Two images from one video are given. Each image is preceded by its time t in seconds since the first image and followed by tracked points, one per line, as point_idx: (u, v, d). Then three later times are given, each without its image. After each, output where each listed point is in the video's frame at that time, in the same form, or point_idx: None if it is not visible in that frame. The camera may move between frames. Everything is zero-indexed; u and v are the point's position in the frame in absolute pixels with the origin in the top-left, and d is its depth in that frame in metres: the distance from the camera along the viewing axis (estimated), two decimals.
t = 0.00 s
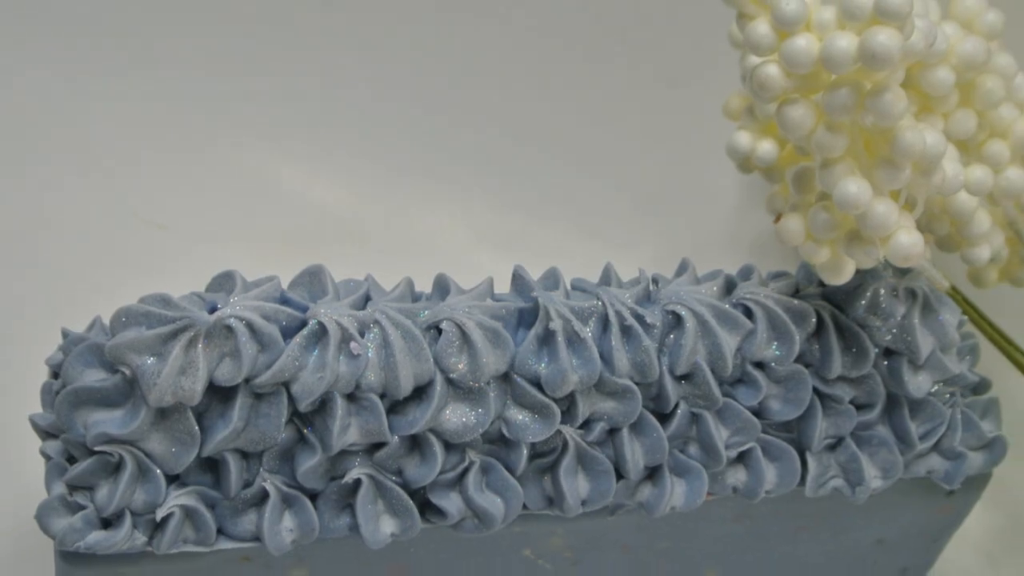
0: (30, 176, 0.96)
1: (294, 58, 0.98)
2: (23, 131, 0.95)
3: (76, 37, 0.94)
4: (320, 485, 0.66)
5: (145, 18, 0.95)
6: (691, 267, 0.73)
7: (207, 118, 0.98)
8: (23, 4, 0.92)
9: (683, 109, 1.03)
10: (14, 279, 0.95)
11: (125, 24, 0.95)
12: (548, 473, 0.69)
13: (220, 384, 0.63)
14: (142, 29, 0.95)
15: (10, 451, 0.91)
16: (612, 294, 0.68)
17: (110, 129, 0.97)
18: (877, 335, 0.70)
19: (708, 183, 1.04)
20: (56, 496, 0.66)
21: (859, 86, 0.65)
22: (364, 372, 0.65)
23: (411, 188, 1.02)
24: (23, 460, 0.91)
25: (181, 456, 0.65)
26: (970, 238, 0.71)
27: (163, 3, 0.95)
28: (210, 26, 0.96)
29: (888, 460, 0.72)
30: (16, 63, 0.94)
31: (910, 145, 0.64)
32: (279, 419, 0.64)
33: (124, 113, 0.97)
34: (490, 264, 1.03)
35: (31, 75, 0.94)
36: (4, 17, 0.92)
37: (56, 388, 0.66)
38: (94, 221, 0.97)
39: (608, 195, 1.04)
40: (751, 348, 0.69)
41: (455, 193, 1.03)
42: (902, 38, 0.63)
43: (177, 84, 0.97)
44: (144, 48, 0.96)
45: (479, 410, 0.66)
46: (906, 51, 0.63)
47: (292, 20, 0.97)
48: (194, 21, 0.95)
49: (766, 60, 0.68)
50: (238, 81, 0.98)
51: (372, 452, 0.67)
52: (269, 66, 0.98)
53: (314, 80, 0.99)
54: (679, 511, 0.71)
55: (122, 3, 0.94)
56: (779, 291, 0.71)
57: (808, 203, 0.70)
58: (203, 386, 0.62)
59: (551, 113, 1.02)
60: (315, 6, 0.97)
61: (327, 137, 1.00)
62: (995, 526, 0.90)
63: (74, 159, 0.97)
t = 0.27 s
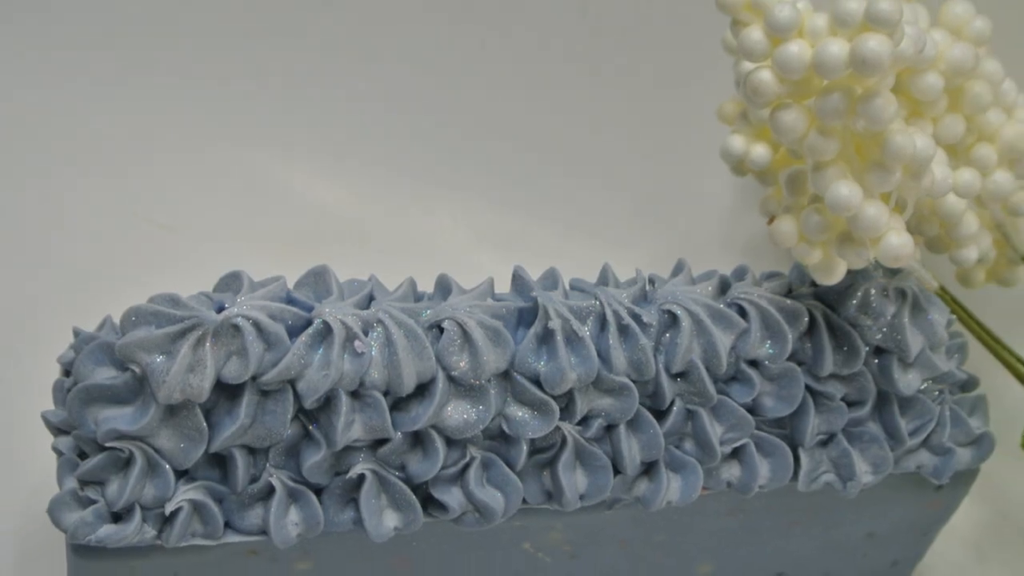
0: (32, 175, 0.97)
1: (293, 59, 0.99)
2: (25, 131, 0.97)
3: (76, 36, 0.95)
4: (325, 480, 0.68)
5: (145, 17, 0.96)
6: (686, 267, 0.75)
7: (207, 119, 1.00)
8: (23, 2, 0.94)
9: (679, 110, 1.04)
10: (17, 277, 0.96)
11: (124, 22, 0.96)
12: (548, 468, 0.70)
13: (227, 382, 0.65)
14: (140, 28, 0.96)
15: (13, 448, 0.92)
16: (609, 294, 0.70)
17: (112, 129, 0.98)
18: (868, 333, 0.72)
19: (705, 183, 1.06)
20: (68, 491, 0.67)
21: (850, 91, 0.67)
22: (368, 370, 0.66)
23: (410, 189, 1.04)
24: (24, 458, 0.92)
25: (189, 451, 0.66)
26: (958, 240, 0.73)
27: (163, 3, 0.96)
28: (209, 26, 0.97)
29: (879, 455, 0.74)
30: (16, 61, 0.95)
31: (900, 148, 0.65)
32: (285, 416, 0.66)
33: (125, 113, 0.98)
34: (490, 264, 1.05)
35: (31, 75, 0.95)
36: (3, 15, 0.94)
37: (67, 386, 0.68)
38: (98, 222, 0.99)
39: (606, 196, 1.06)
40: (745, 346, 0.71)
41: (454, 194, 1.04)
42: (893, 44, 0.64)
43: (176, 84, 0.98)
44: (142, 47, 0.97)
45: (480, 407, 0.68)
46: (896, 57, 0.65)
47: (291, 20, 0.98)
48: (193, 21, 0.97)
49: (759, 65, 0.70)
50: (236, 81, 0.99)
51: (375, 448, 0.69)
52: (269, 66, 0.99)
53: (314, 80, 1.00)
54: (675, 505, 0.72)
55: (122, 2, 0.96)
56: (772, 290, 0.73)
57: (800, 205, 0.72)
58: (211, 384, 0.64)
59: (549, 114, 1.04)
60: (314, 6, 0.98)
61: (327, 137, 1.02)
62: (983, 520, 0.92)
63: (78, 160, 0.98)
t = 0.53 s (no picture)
0: (34, 174, 0.98)
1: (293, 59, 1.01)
2: (29, 131, 0.98)
3: (77, 36, 0.97)
4: (330, 475, 0.70)
5: (145, 17, 0.98)
6: (682, 268, 0.77)
7: (208, 118, 1.01)
8: (23, 2, 0.95)
9: (674, 112, 1.06)
10: (21, 276, 0.97)
11: (125, 23, 0.97)
12: (547, 463, 0.72)
13: (235, 379, 0.67)
14: (141, 28, 0.98)
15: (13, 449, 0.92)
16: (607, 294, 0.72)
17: (114, 128, 1.00)
18: (858, 332, 0.74)
19: (700, 183, 1.07)
20: (79, 485, 0.69)
21: (842, 97, 0.68)
22: (372, 367, 0.68)
23: (409, 188, 1.06)
24: (28, 459, 0.92)
25: (197, 447, 0.68)
26: (947, 241, 0.75)
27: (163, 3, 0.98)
28: (209, 26, 0.99)
29: (869, 451, 0.76)
30: (19, 61, 0.96)
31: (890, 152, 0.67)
32: (291, 412, 0.68)
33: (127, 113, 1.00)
34: (490, 264, 1.07)
35: (32, 74, 0.97)
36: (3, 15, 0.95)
37: (79, 383, 0.70)
38: (103, 222, 1.00)
39: (603, 197, 1.08)
40: (739, 345, 0.72)
41: (453, 194, 1.06)
42: (883, 51, 0.66)
43: (177, 83, 1.00)
44: (143, 47, 0.98)
45: (480, 404, 0.69)
46: (887, 63, 0.67)
47: (292, 21, 1.00)
48: (194, 21, 0.98)
49: (753, 71, 0.72)
50: (236, 81, 1.01)
51: (379, 444, 0.71)
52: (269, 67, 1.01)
53: (314, 81, 1.02)
54: (671, 500, 0.74)
55: (122, 3, 0.97)
56: (765, 290, 0.75)
57: (793, 207, 0.73)
58: (218, 381, 0.66)
59: (546, 116, 1.06)
60: (313, 7, 0.99)
61: (326, 137, 1.03)
62: (971, 515, 0.94)
63: (81, 159, 1.00)
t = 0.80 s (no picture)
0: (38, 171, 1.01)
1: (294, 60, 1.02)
2: (37, 131, 1.01)
3: (82, 37, 0.99)
4: (334, 470, 0.72)
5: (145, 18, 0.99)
6: (677, 268, 0.79)
7: (212, 119, 1.03)
8: (23, 2, 0.97)
9: (671, 113, 1.08)
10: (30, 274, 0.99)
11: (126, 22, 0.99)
12: (546, 459, 0.74)
13: (242, 377, 0.69)
14: (140, 28, 1.00)
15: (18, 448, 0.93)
16: (604, 294, 0.74)
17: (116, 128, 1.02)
18: (849, 331, 0.76)
19: (695, 187, 1.09)
20: (91, 480, 0.71)
21: (833, 102, 0.70)
22: (375, 365, 0.70)
23: (410, 189, 1.08)
24: (35, 457, 0.93)
25: (206, 443, 0.70)
26: (936, 242, 0.77)
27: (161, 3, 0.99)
28: (210, 27, 1.00)
29: (860, 446, 0.78)
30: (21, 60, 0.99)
31: (879, 156, 0.69)
32: (297, 409, 0.70)
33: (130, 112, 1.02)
34: (490, 265, 1.09)
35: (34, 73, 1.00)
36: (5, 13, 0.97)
37: (91, 380, 0.72)
38: (109, 221, 1.02)
39: (601, 198, 1.09)
40: (733, 343, 0.75)
41: (451, 194, 1.08)
42: (873, 57, 0.68)
43: (178, 83, 1.02)
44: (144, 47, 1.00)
45: (481, 401, 0.71)
46: (876, 69, 0.69)
47: (293, 22, 1.01)
48: (194, 22, 1.00)
49: (747, 77, 0.74)
50: (238, 81, 1.02)
51: (383, 440, 0.72)
52: (270, 67, 1.02)
53: (315, 82, 1.03)
54: (667, 494, 0.76)
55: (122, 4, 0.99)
56: (758, 290, 0.77)
57: (786, 209, 0.75)
58: (226, 379, 0.68)
59: (545, 117, 1.07)
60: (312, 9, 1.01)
61: (327, 138, 1.05)
62: (959, 509, 0.96)
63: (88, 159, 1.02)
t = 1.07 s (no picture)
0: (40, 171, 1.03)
1: (297, 60, 1.05)
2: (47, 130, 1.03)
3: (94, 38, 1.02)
4: (339, 465, 0.74)
5: (148, 18, 1.02)
6: (673, 269, 0.81)
7: (218, 119, 1.05)
8: (37, 5, 1.00)
9: (668, 113, 1.10)
10: (37, 272, 1.01)
11: (129, 23, 1.02)
12: (545, 454, 0.76)
13: (250, 374, 0.71)
14: (141, 28, 1.02)
15: (22, 447, 0.95)
16: (602, 293, 0.76)
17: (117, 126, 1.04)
18: (840, 330, 0.78)
19: (691, 187, 1.11)
20: (102, 475, 0.73)
21: (824, 107, 0.72)
22: (379, 363, 0.72)
23: (410, 190, 1.09)
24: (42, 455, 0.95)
25: (214, 438, 0.72)
26: (924, 244, 0.79)
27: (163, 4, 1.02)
28: (213, 27, 1.03)
29: (850, 442, 0.80)
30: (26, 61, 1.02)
31: (869, 160, 0.71)
32: (303, 406, 0.72)
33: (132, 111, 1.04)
34: (491, 265, 1.10)
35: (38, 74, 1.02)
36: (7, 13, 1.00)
37: (102, 377, 0.74)
38: (116, 221, 1.04)
39: (600, 197, 1.11)
40: (727, 342, 0.77)
41: (450, 195, 1.09)
42: (863, 64, 0.70)
43: (182, 83, 1.04)
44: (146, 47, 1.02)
45: (482, 398, 0.74)
46: (866, 75, 0.71)
47: (297, 23, 1.04)
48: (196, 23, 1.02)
49: (740, 83, 0.76)
50: (240, 81, 1.05)
51: (386, 436, 0.74)
52: (273, 67, 1.05)
53: (317, 82, 1.06)
54: (663, 489, 0.78)
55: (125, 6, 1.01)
56: (752, 290, 0.79)
57: (778, 212, 0.78)
58: (234, 376, 0.70)
59: (543, 117, 1.09)
60: (315, 11, 1.04)
61: (330, 138, 1.07)
62: (946, 504, 0.98)
63: (96, 159, 1.04)
